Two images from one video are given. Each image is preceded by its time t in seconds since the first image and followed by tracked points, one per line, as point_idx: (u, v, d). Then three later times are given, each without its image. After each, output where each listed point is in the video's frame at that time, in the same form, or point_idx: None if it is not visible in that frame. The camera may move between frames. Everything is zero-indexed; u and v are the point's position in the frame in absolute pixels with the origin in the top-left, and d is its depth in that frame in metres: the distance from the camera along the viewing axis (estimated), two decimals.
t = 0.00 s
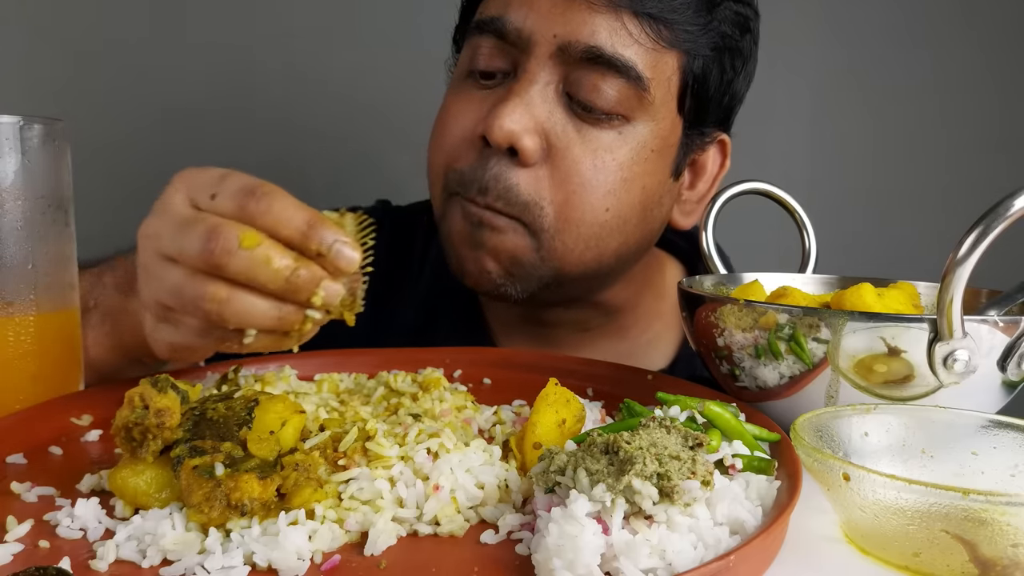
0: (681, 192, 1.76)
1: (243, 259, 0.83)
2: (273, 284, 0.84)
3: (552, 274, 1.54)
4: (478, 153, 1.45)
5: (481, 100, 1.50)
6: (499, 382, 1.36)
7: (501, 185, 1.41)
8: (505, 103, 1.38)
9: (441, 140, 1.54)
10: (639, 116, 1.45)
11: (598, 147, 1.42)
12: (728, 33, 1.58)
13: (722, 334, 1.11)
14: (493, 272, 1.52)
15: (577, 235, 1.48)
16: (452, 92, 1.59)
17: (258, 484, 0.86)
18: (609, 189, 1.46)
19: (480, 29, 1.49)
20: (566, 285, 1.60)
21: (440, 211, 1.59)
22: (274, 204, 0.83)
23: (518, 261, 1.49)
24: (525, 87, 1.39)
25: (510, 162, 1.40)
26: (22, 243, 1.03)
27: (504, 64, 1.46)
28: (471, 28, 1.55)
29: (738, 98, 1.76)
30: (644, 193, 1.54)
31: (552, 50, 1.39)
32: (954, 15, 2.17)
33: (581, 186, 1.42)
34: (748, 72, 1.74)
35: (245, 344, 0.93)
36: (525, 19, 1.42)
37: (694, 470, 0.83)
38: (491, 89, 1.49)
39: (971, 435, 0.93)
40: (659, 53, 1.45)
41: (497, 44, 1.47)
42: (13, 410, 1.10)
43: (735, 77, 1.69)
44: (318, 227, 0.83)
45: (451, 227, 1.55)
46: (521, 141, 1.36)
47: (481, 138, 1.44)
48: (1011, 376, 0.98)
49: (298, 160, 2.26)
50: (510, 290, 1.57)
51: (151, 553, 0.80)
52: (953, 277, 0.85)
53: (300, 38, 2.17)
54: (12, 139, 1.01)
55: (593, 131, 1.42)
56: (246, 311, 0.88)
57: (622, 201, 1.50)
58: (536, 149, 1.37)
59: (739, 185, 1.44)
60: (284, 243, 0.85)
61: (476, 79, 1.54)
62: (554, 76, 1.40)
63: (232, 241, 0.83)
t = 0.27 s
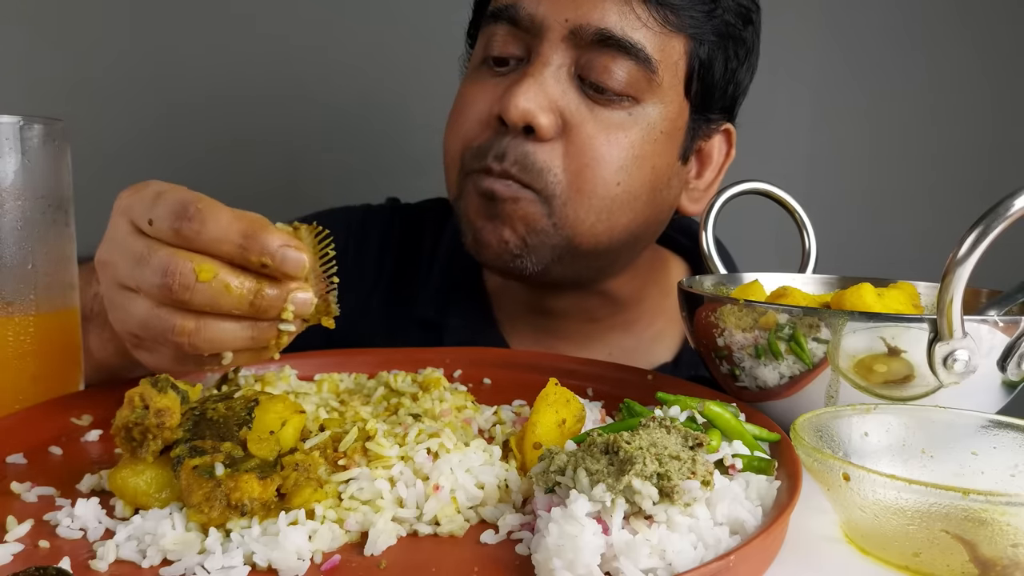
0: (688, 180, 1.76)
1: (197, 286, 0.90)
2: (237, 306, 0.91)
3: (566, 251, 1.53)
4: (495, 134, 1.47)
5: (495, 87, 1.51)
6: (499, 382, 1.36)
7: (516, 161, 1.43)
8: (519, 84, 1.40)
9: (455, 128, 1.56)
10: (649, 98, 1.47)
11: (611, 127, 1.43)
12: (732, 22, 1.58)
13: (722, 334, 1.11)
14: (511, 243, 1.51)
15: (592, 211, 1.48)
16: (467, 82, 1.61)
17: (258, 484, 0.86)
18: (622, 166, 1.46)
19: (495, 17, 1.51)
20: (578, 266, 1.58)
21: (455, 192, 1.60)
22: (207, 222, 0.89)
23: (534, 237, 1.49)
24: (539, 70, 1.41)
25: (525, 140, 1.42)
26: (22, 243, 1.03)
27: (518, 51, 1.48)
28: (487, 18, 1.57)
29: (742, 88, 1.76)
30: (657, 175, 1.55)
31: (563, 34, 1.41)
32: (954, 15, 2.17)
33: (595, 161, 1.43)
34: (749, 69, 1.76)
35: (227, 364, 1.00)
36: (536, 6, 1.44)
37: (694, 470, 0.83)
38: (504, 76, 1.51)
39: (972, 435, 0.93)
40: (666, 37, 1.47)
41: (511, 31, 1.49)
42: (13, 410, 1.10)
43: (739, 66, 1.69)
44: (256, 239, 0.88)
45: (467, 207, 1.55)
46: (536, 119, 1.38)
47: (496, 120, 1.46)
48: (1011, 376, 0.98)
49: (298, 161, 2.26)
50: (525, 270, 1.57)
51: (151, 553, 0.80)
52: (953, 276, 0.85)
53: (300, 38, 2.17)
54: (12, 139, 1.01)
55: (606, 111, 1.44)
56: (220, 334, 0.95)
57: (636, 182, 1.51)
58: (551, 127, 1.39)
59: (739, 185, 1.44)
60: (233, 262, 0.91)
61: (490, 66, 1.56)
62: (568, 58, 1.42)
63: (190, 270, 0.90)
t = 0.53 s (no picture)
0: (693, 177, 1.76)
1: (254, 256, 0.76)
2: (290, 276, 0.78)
3: (577, 237, 1.52)
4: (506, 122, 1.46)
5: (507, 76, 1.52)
6: (499, 382, 1.36)
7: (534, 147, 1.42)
8: (531, 74, 1.41)
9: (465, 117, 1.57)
10: (658, 91, 1.48)
11: (622, 117, 1.44)
12: (736, 21, 1.58)
13: (722, 334, 1.11)
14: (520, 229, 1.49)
15: (604, 199, 1.48)
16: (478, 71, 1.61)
17: (258, 484, 0.86)
18: (633, 156, 1.47)
19: (508, 11, 1.52)
20: (588, 253, 1.58)
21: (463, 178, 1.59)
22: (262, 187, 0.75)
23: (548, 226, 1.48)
24: (550, 61, 1.41)
25: (538, 128, 1.42)
26: (22, 243, 1.03)
27: (531, 43, 1.48)
28: (499, 11, 1.58)
29: (746, 88, 1.76)
30: (666, 167, 1.55)
31: (575, 25, 1.41)
32: (955, 15, 2.17)
33: (608, 150, 1.43)
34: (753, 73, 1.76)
35: (266, 334, 0.85)
36: None
37: (694, 470, 0.83)
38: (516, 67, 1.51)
39: (971, 435, 0.93)
40: (674, 33, 1.47)
41: (523, 25, 1.49)
42: (13, 409, 1.10)
43: (742, 67, 1.69)
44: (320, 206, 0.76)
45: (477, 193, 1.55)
46: (548, 108, 1.38)
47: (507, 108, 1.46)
48: (1010, 376, 0.98)
49: (297, 160, 2.26)
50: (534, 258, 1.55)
51: (151, 553, 0.80)
52: (953, 276, 0.85)
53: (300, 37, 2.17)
54: (12, 139, 1.01)
55: (616, 102, 1.44)
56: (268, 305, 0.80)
57: (645, 173, 1.51)
58: (563, 116, 1.39)
59: (739, 185, 1.44)
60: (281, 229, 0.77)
61: (502, 58, 1.56)
62: (579, 49, 1.42)
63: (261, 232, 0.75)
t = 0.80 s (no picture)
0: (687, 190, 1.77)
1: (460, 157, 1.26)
2: (475, 173, 1.26)
3: (564, 264, 1.53)
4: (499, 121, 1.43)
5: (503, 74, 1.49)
6: (499, 382, 1.36)
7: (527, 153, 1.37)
8: (529, 73, 1.38)
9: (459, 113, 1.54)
10: (656, 100, 1.48)
11: (618, 124, 1.43)
12: (745, 36, 1.59)
13: (722, 334, 1.11)
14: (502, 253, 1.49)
15: (592, 210, 1.47)
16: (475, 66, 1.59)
17: (258, 484, 0.86)
18: (626, 166, 1.46)
19: (512, 7, 1.51)
20: (576, 273, 1.59)
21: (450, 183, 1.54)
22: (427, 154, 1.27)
23: (535, 233, 1.45)
24: (550, 61, 1.39)
25: (533, 131, 1.38)
26: (22, 243, 1.03)
27: (530, 42, 1.48)
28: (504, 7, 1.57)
29: (749, 106, 1.76)
30: (656, 177, 1.55)
31: (579, 26, 1.40)
32: (955, 14, 2.17)
33: (601, 160, 1.42)
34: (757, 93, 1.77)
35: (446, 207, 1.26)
36: None
37: (694, 470, 0.83)
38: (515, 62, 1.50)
39: (971, 435, 0.93)
40: (679, 43, 1.48)
41: (524, 22, 1.48)
42: (13, 409, 1.10)
43: (747, 85, 1.70)
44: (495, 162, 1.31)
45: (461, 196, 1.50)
46: (544, 110, 1.35)
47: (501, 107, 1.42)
48: (1010, 376, 0.98)
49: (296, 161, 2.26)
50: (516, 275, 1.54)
51: (151, 553, 0.80)
52: (953, 277, 0.85)
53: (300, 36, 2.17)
54: (12, 139, 1.02)
55: (613, 108, 1.43)
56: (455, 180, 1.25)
57: (636, 182, 1.50)
58: (559, 119, 1.37)
59: (739, 185, 1.44)
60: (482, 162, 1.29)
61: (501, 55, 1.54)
62: (581, 51, 1.40)
63: (468, 141, 1.27)
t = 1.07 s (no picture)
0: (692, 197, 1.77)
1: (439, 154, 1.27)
2: (452, 170, 1.27)
3: (564, 276, 1.53)
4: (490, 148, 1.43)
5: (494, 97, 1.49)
6: (499, 382, 1.36)
7: (519, 186, 1.40)
8: (518, 102, 1.38)
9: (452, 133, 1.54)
10: (654, 120, 1.47)
11: (613, 147, 1.43)
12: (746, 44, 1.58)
13: (722, 334, 1.11)
14: (502, 271, 1.49)
15: (590, 231, 1.48)
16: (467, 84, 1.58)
17: (258, 484, 0.86)
18: (623, 188, 1.47)
19: (498, 25, 1.50)
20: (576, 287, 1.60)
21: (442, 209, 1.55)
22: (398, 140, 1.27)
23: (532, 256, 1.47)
24: (541, 86, 1.39)
25: (525, 162, 1.39)
26: (22, 243, 1.03)
27: (519, 63, 1.47)
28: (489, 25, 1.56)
29: (755, 109, 1.77)
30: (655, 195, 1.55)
31: (570, 50, 1.40)
32: (954, 13, 2.16)
33: (596, 185, 1.43)
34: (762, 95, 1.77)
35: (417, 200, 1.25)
36: (542, 20, 1.43)
37: (694, 470, 0.83)
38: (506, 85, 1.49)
39: (971, 435, 0.93)
40: (677, 60, 1.47)
41: (512, 42, 1.48)
42: (13, 409, 1.10)
43: (752, 89, 1.70)
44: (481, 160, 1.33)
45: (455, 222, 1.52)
46: (535, 141, 1.36)
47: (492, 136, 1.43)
48: (1011, 376, 0.97)
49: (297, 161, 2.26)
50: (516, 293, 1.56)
51: (151, 553, 0.80)
52: (953, 277, 0.85)
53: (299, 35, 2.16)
54: (12, 139, 1.02)
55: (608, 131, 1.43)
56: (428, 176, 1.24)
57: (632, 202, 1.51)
58: (551, 147, 1.37)
59: (739, 185, 1.44)
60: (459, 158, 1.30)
61: (491, 75, 1.53)
62: (573, 76, 1.41)
63: (445, 140, 1.29)
